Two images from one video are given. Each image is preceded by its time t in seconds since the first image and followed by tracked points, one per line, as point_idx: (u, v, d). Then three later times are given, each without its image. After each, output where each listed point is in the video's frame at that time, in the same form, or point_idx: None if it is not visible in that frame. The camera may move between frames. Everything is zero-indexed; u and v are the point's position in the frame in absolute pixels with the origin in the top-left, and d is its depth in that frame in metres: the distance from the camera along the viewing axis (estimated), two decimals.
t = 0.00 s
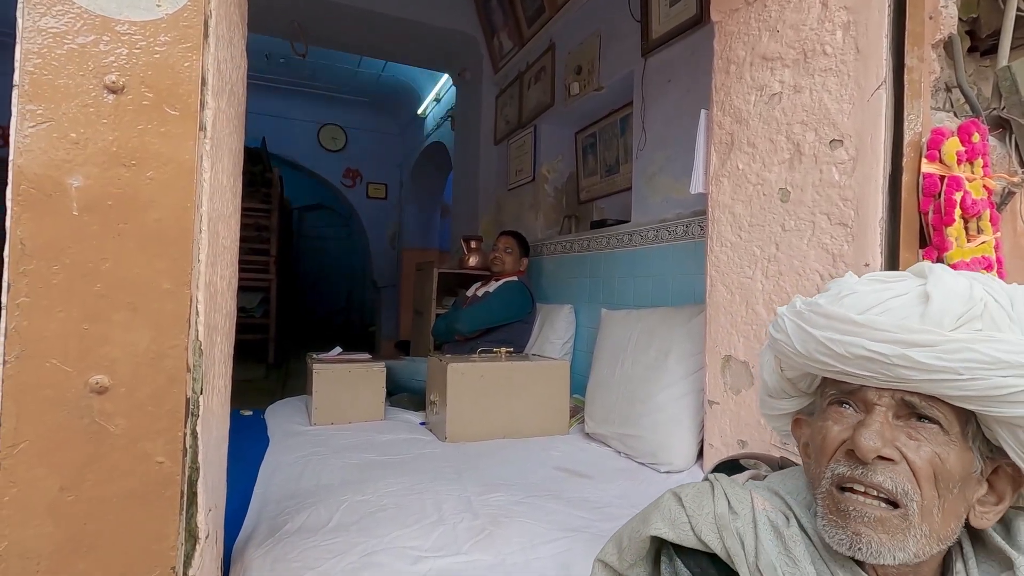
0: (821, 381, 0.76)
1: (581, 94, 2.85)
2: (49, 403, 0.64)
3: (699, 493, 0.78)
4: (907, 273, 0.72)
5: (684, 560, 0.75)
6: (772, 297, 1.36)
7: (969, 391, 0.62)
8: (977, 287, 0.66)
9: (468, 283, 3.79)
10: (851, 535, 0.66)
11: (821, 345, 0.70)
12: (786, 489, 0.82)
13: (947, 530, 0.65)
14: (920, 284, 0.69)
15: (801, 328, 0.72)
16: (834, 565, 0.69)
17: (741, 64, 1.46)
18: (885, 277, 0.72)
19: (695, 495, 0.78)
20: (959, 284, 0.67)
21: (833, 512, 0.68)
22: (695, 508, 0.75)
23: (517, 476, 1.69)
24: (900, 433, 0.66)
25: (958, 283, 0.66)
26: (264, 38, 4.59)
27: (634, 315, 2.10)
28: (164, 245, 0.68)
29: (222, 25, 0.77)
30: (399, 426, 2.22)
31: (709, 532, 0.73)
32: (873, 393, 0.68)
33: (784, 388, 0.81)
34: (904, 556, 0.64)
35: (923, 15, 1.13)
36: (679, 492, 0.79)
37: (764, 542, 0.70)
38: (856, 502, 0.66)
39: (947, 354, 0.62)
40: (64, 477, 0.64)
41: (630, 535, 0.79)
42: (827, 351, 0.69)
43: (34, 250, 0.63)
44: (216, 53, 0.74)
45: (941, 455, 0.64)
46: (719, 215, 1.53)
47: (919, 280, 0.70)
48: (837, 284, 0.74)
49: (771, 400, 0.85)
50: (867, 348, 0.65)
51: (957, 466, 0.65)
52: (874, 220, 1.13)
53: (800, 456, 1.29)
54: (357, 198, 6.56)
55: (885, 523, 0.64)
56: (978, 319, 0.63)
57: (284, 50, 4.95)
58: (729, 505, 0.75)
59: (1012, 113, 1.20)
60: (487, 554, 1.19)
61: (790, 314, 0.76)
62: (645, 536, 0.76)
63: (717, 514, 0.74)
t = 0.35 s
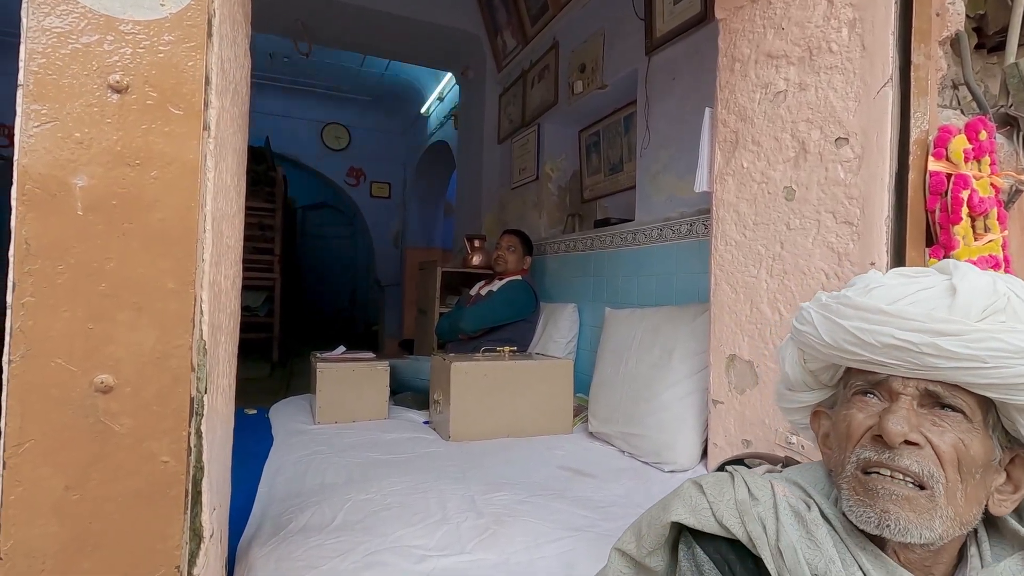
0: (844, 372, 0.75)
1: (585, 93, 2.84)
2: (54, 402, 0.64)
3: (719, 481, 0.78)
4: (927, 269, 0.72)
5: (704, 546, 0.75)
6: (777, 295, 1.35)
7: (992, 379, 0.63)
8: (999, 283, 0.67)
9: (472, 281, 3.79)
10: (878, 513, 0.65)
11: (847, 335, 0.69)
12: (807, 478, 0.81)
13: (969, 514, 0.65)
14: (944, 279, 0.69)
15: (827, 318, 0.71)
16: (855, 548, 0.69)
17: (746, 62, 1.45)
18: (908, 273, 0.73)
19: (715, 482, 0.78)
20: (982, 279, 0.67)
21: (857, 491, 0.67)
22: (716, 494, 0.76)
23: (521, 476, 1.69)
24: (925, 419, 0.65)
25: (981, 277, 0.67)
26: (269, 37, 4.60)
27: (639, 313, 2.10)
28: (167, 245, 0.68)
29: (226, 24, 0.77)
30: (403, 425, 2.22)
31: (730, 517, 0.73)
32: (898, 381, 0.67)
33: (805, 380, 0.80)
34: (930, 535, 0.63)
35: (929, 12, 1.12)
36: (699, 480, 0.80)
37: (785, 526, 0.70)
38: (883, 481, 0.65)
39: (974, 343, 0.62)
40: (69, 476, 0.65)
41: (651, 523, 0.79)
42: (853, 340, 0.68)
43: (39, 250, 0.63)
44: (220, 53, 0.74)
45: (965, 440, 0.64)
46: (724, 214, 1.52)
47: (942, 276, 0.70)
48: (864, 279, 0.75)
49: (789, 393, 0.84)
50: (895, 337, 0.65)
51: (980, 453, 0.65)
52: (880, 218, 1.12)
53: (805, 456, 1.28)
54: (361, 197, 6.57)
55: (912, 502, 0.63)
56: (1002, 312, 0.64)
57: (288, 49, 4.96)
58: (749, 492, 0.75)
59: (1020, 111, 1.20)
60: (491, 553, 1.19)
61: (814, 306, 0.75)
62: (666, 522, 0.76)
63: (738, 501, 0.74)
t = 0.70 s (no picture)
0: (846, 373, 0.75)
1: (587, 92, 2.84)
2: (58, 400, 0.64)
3: (719, 483, 0.78)
4: (931, 268, 0.72)
5: (704, 549, 0.75)
6: (780, 295, 1.34)
7: (994, 381, 0.62)
8: (1004, 284, 0.66)
9: (475, 281, 3.79)
10: (879, 515, 0.65)
11: (849, 335, 0.69)
12: (808, 480, 0.81)
13: (972, 517, 0.64)
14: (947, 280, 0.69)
15: (830, 319, 0.71)
16: (855, 550, 0.68)
17: (749, 60, 1.45)
18: (911, 273, 0.72)
19: (715, 484, 0.78)
20: (986, 279, 0.67)
21: (858, 493, 0.67)
22: (717, 497, 0.75)
23: (524, 475, 1.69)
24: (928, 422, 0.65)
25: (985, 278, 0.66)
26: (271, 37, 4.61)
27: (641, 313, 2.10)
28: (170, 244, 0.68)
29: (228, 23, 0.77)
30: (405, 424, 2.22)
31: (731, 519, 0.73)
32: (901, 384, 0.67)
33: (806, 381, 0.80)
34: (931, 539, 0.63)
35: (934, 9, 1.11)
36: (699, 482, 0.79)
37: (785, 529, 0.70)
38: (884, 483, 0.65)
39: (976, 344, 0.61)
40: (73, 474, 0.65)
41: (651, 524, 0.79)
42: (855, 341, 0.68)
43: (42, 248, 0.63)
44: (222, 51, 0.74)
45: (968, 444, 0.64)
46: (727, 213, 1.52)
47: (945, 276, 0.70)
48: (867, 280, 0.74)
49: (792, 393, 0.84)
50: (897, 338, 0.65)
51: (983, 456, 0.64)
52: (885, 217, 1.12)
53: (808, 455, 1.28)
54: (364, 196, 6.57)
55: (913, 504, 0.63)
56: (1005, 313, 0.63)
57: (291, 49, 4.97)
58: (750, 494, 0.75)
59: None
60: (493, 552, 1.19)
61: (816, 306, 0.75)
62: (666, 524, 0.76)
63: (738, 503, 0.74)
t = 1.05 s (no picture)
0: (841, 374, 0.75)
1: (589, 91, 2.84)
2: (60, 399, 0.64)
3: (717, 485, 0.78)
4: (925, 268, 0.71)
5: (703, 550, 0.75)
6: (783, 294, 1.34)
7: (987, 381, 0.61)
8: (997, 283, 0.66)
9: (477, 281, 3.79)
10: (873, 517, 0.65)
11: (843, 337, 0.69)
12: (805, 482, 0.80)
13: (967, 518, 0.64)
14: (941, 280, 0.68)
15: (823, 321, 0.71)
16: (851, 551, 0.68)
17: (751, 59, 1.45)
18: (904, 273, 0.72)
19: (712, 486, 0.78)
20: (979, 279, 0.66)
21: (851, 495, 0.67)
22: (713, 500, 0.75)
23: (526, 475, 1.69)
24: (922, 424, 0.65)
25: (978, 277, 0.66)
26: (273, 37, 4.62)
27: (643, 313, 2.09)
28: (171, 243, 0.68)
29: (230, 22, 0.77)
30: (407, 424, 2.22)
31: (727, 521, 0.72)
32: (893, 385, 0.67)
33: (803, 381, 0.80)
34: (925, 540, 0.63)
35: (938, 7, 1.11)
36: (697, 484, 0.79)
37: (781, 530, 0.70)
38: (876, 485, 0.65)
39: (968, 344, 0.61)
40: (75, 472, 0.65)
41: (649, 526, 0.79)
42: (848, 343, 0.68)
43: (45, 247, 0.64)
44: (224, 51, 0.74)
45: (961, 444, 0.63)
46: (730, 212, 1.51)
47: (939, 276, 0.69)
48: (860, 280, 0.74)
49: (790, 394, 0.83)
50: (889, 339, 0.64)
51: (977, 456, 0.64)
52: (888, 217, 1.12)
53: (811, 455, 1.27)
54: (366, 197, 6.58)
55: (906, 506, 0.63)
56: (998, 312, 0.63)
57: (293, 50, 4.98)
58: (746, 496, 0.75)
59: None
60: (495, 552, 1.19)
61: (809, 307, 0.75)
62: (663, 526, 0.76)
63: (735, 505, 0.74)
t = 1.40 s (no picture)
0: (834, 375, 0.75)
1: (591, 91, 2.84)
2: (62, 399, 0.65)
3: (712, 486, 0.78)
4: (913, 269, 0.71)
5: (699, 552, 0.75)
6: (784, 294, 1.34)
7: (973, 381, 0.61)
8: (984, 282, 0.65)
9: (478, 280, 3.79)
10: (861, 516, 0.65)
11: (830, 338, 0.69)
12: (799, 481, 0.80)
13: (956, 518, 0.64)
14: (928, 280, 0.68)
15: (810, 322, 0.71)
16: (844, 551, 0.68)
17: (752, 58, 1.44)
18: (892, 273, 0.72)
19: (707, 488, 0.78)
20: (965, 279, 0.66)
21: (839, 495, 0.67)
22: (708, 501, 0.75)
23: (527, 474, 1.69)
24: (909, 423, 0.65)
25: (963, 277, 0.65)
26: (275, 37, 4.63)
27: (644, 312, 2.09)
28: (172, 243, 0.68)
29: (231, 23, 0.77)
30: (409, 423, 2.23)
31: (722, 523, 0.73)
32: (882, 386, 0.67)
33: (796, 383, 0.80)
34: (914, 540, 0.63)
35: (939, 6, 1.11)
36: (692, 486, 0.79)
37: (774, 533, 0.70)
38: (864, 485, 0.65)
39: (952, 344, 0.60)
40: (77, 472, 0.65)
41: (646, 528, 0.79)
42: (835, 344, 0.68)
43: (47, 247, 0.64)
44: (224, 51, 0.74)
45: (949, 444, 0.63)
46: (731, 212, 1.51)
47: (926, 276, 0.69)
48: (849, 281, 0.74)
49: (784, 396, 0.83)
50: (874, 340, 0.64)
51: (965, 456, 0.64)
52: (890, 216, 1.11)
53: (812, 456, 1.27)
54: (368, 196, 6.59)
55: (894, 507, 0.63)
56: (983, 312, 0.62)
57: (295, 49, 4.99)
58: (741, 498, 0.75)
59: None
60: (496, 551, 1.19)
61: (799, 308, 0.75)
62: (659, 528, 0.76)
63: (730, 507, 0.74)
